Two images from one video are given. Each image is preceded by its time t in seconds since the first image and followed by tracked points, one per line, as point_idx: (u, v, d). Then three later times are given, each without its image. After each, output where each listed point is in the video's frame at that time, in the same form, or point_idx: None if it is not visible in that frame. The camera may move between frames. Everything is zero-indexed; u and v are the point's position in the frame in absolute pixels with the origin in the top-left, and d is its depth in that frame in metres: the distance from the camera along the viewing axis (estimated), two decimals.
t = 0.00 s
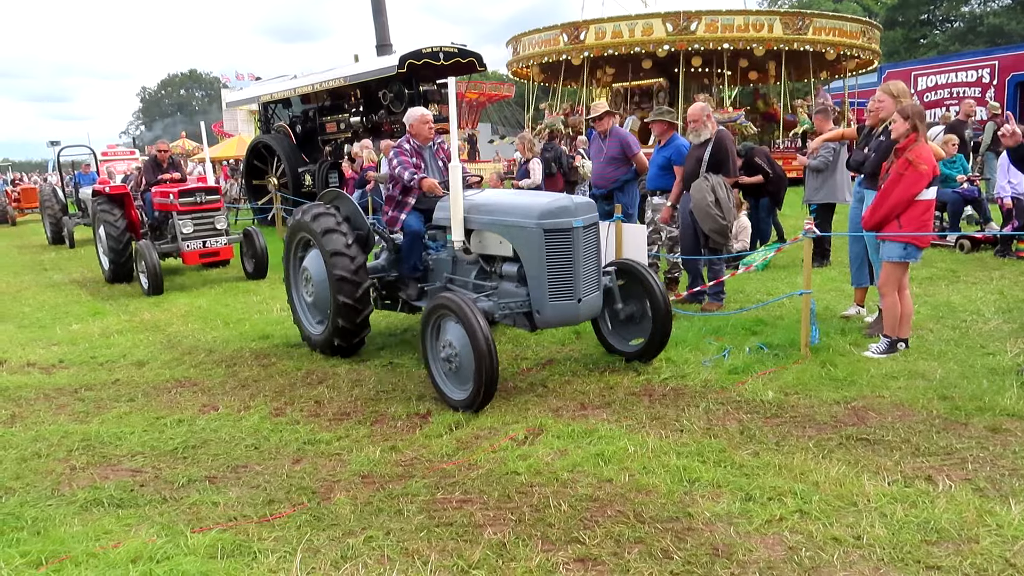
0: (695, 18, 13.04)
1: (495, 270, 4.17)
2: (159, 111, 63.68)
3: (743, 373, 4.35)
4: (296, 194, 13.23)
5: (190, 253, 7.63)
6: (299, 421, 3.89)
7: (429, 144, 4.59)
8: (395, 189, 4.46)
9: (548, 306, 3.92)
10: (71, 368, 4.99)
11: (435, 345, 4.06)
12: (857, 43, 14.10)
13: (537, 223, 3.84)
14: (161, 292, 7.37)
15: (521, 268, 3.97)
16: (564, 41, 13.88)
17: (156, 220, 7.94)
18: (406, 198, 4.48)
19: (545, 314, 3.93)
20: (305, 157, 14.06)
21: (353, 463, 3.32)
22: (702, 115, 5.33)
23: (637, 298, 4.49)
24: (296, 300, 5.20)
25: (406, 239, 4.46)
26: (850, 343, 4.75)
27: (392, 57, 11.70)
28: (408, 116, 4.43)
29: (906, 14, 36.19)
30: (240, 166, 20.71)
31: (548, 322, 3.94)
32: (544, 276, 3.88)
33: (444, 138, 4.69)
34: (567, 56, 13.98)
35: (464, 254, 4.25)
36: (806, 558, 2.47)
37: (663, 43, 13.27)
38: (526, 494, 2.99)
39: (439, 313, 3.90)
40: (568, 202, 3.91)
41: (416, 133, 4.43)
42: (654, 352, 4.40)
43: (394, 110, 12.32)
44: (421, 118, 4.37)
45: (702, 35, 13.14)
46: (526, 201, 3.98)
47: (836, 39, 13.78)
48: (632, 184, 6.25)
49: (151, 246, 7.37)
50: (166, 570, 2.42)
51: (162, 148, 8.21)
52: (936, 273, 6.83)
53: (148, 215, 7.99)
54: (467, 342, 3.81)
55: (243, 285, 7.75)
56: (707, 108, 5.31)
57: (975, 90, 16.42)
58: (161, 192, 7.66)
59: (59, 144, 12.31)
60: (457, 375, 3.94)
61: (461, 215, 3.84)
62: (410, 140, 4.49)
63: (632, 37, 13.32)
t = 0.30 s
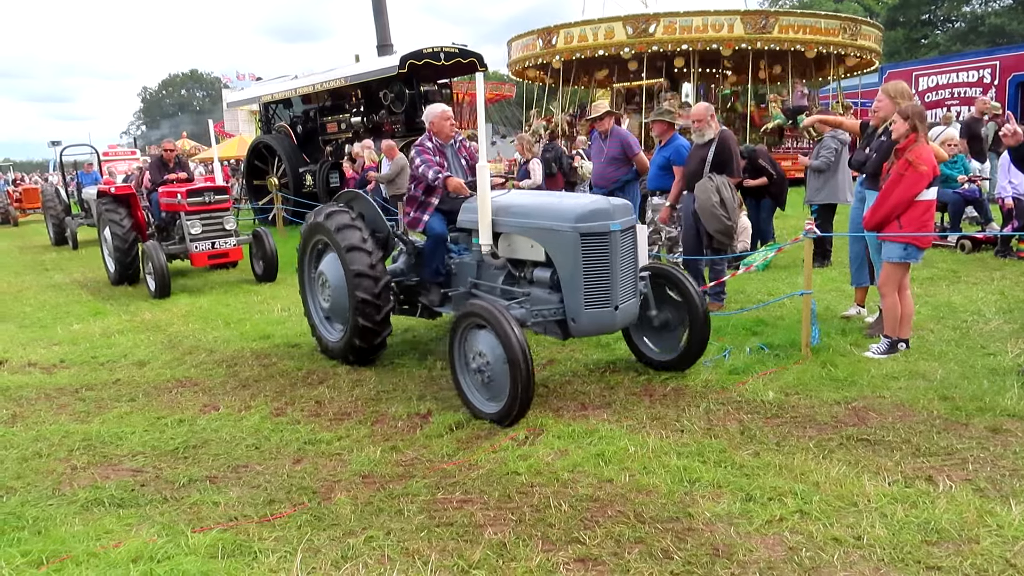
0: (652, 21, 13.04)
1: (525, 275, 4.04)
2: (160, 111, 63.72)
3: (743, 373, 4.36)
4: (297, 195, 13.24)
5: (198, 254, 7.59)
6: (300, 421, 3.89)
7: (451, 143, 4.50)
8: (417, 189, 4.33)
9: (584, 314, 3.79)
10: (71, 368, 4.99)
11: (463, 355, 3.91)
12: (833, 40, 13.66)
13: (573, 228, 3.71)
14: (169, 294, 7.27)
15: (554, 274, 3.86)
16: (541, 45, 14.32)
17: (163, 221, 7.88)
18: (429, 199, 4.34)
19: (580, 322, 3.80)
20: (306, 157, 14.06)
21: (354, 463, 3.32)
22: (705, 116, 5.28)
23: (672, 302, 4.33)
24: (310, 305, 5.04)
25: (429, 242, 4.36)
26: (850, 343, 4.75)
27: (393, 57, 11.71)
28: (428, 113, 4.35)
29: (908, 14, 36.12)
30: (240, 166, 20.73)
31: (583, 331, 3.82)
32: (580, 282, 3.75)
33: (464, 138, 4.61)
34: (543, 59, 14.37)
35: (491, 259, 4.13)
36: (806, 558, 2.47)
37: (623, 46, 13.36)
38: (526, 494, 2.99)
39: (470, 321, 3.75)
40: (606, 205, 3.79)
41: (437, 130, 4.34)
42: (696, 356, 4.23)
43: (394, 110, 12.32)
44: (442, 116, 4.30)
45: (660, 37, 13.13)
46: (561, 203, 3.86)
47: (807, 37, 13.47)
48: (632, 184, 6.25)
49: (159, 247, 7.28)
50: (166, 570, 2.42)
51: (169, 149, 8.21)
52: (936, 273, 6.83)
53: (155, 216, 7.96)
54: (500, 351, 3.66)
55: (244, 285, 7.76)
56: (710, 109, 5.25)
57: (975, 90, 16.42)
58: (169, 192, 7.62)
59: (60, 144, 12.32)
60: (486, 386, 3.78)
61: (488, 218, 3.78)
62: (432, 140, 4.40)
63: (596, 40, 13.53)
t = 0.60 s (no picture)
0: (614, 24, 13.01)
1: (558, 278, 3.85)
2: (161, 111, 63.77)
3: (743, 373, 4.36)
4: (298, 195, 13.26)
5: (207, 257, 7.40)
6: (300, 422, 3.90)
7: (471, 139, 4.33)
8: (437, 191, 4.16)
9: (622, 320, 3.56)
10: (73, 368, 5.00)
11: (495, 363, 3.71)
12: (802, 39, 13.35)
13: (613, 228, 3.48)
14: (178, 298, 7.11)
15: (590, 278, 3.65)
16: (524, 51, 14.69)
17: (171, 223, 7.73)
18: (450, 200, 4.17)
19: (619, 329, 3.58)
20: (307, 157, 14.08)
21: (355, 463, 3.32)
22: (707, 116, 5.24)
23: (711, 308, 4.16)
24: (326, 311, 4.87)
25: (452, 245, 4.21)
26: (851, 344, 4.75)
27: (394, 58, 11.71)
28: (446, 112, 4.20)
29: (908, 15, 36.06)
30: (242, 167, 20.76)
31: (622, 338, 3.59)
32: (617, 286, 3.53)
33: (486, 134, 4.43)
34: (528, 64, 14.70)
35: (522, 262, 3.93)
36: (806, 559, 2.47)
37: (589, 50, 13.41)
38: (527, 494, 2.99)
39: (502, 328, 3.56)
40: (646, 205, 3.56)
41: (456, 128, 4.18)
42: (735, 364, 4.06)
43: (396, 110, 12.34)
44: (460, 113, 4.15)
45: (621, 41, 13.10)
46: (598, 202, 3.63)
47: (772, 37, 13.14)
48: (633, 184, 6.24)
49: (169, 250, 7.13)
50: (166, 570, 2.43)
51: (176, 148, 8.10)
52: (937, 274, 6.83)
53: (162, 217, 7.86)
54: (536, 361, 3.46)
55: (245, 286, 7.77)
56: (714, 109, 5.23)
57: (976, 91, 16.40)
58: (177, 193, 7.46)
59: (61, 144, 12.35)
60: (521, 398, 3.58)
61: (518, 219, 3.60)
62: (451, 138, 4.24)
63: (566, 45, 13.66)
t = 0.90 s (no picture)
0: (581, 28, 13.46)
1: (596, 284, 3.68)
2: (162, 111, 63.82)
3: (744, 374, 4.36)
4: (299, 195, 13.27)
5: (217, 260, 7.28)
6: (302, 422, 3.90)
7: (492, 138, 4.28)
8: (460, 190, 4.07)
9: (670, 330, 3.40)
10: (74, 368, 5.00)
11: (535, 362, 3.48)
12: (766, 39, 13.14)
13: (661, 234, 3.31)
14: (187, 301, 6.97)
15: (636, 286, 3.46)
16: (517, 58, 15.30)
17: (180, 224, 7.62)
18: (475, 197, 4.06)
19: (667, 340, 3.42)
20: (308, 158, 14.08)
21: (356, 463, 3.32)
22: (712, 116, 5.40)
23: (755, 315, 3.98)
24: (346, 318, 4.74)
25: (478, 248, 4.04)
26: (853, 345, 4.75)
27: (396, 58, 11.71)
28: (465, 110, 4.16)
29: (909, 16, 35.98)
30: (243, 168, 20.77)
31: (669, 349, 3.43)
32: (666, 294, 3.35)
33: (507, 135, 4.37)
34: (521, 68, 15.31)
35: (557, 268, 3.75)
36: (808, 560, 2.47)
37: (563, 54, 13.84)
38: (528, 495, 2.98)
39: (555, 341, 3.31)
40: (696, 208, 3.40)
41: (476, 125, 4.12)
42: (785, 373, 3.85)
43: (397, 110, 12.34)
44: (479, 110, 4.10)
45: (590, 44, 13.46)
46: (644, 205, 3.46)
47: (734, 37, 13.01)
48: (635, 185, 6.24)
49: (178, 252, 6.98)
50: (168, 570, 2.42)
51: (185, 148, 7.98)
52: (939, 275, 6.83)
53: (171, 219, 7.79)
54: (585, 392, 3.24)
55: (246, 286, 7.77)
56: (717, 108, 5.35)
57: (978, 92, 16.38)
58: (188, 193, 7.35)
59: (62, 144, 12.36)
60: (559, 410, 3.38)
61: (553, 223, 3.42)
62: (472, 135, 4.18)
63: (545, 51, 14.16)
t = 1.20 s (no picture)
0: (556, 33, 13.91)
1: (639, 290, 3.52)
2: (165, 112, 63.90)
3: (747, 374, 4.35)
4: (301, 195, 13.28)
5: (228, 262, 7.16)
6: (304, 422, 3.90)
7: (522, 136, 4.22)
8: (489, 188, 4.00)
9: (724, 342, 3.25)
10: (76, 368, 5.01)
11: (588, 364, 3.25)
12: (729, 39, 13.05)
13: (716, 239, 3.15)
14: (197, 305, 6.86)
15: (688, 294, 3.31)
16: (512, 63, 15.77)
17: (190, 225, 7.51)
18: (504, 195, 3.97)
19: (721, 352, 3.27)
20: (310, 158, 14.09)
21: (358, 463, 3.32)
22: (712, 115, 5.46)
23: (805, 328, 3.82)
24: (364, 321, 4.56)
25: (510, 251, 3.89)
26: (855, 346, 4.74)
27: (398, 58, 11.72)
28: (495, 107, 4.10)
29: (913, 16, 35.80)
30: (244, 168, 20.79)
31: (723, 361, 3.28)
32: (721, 303, 3.20)
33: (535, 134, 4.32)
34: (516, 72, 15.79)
35: (598, 274, 3.59)
36: (810, 560, 2.46)
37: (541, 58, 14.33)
38: (530, 495, 2.98)
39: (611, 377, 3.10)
40: (752, 211, 3.24)
41: (506, 121, 4.06)
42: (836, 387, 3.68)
43: (399, 111, 12.35)
44: (509, 106, 4.03)
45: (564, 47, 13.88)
46: (696, 208, 3.30)
47: (695, 37, 13.04)
48: (637, 185, 6.24)
49: (188, 254, 6.86)
50: (169, 570, 2.43)
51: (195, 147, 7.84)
52: (941, 275, 6.82)
53: (181, 219, 7.70)
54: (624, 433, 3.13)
55: (249, 286, 7.78)
56: (716, 108, 5.44)
57: (980, 92, 16.33)
58: (198, 194, 7.21)
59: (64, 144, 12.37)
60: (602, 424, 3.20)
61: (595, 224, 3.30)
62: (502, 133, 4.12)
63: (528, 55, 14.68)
